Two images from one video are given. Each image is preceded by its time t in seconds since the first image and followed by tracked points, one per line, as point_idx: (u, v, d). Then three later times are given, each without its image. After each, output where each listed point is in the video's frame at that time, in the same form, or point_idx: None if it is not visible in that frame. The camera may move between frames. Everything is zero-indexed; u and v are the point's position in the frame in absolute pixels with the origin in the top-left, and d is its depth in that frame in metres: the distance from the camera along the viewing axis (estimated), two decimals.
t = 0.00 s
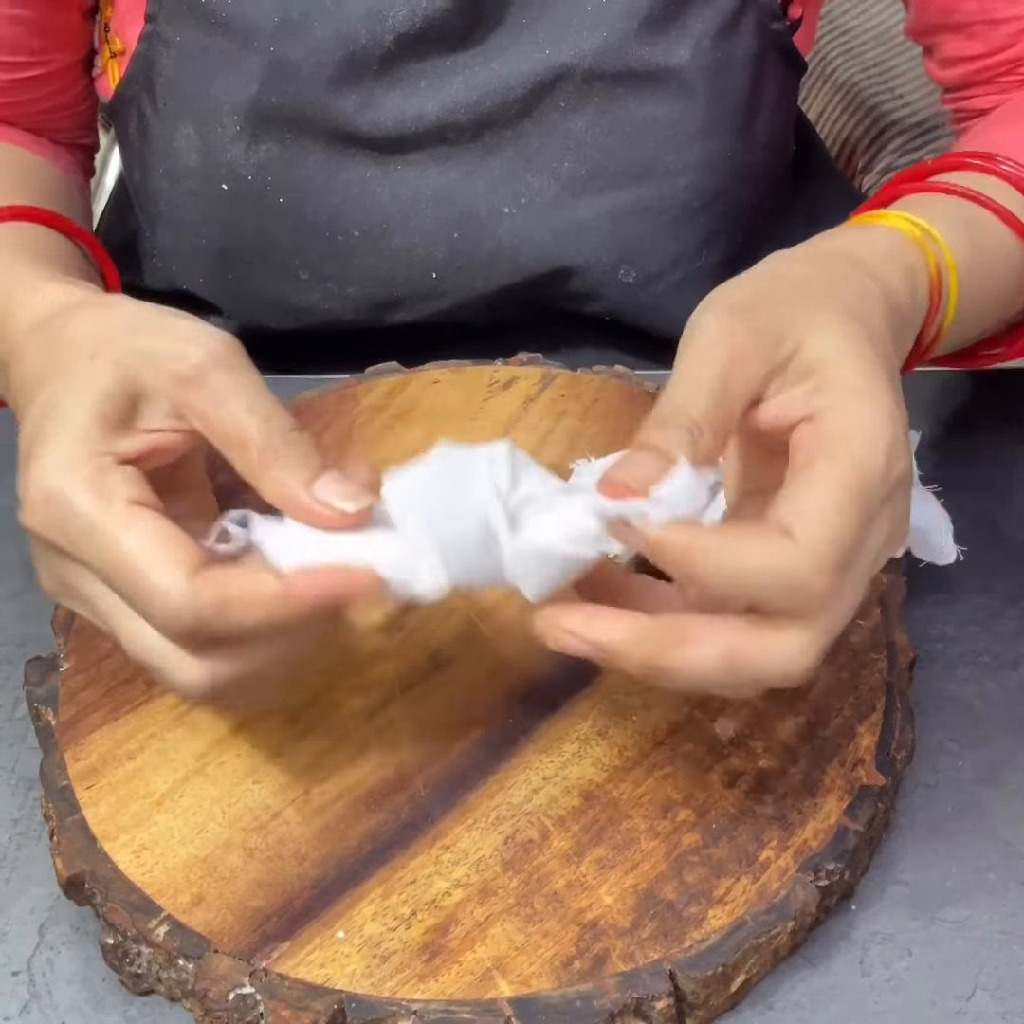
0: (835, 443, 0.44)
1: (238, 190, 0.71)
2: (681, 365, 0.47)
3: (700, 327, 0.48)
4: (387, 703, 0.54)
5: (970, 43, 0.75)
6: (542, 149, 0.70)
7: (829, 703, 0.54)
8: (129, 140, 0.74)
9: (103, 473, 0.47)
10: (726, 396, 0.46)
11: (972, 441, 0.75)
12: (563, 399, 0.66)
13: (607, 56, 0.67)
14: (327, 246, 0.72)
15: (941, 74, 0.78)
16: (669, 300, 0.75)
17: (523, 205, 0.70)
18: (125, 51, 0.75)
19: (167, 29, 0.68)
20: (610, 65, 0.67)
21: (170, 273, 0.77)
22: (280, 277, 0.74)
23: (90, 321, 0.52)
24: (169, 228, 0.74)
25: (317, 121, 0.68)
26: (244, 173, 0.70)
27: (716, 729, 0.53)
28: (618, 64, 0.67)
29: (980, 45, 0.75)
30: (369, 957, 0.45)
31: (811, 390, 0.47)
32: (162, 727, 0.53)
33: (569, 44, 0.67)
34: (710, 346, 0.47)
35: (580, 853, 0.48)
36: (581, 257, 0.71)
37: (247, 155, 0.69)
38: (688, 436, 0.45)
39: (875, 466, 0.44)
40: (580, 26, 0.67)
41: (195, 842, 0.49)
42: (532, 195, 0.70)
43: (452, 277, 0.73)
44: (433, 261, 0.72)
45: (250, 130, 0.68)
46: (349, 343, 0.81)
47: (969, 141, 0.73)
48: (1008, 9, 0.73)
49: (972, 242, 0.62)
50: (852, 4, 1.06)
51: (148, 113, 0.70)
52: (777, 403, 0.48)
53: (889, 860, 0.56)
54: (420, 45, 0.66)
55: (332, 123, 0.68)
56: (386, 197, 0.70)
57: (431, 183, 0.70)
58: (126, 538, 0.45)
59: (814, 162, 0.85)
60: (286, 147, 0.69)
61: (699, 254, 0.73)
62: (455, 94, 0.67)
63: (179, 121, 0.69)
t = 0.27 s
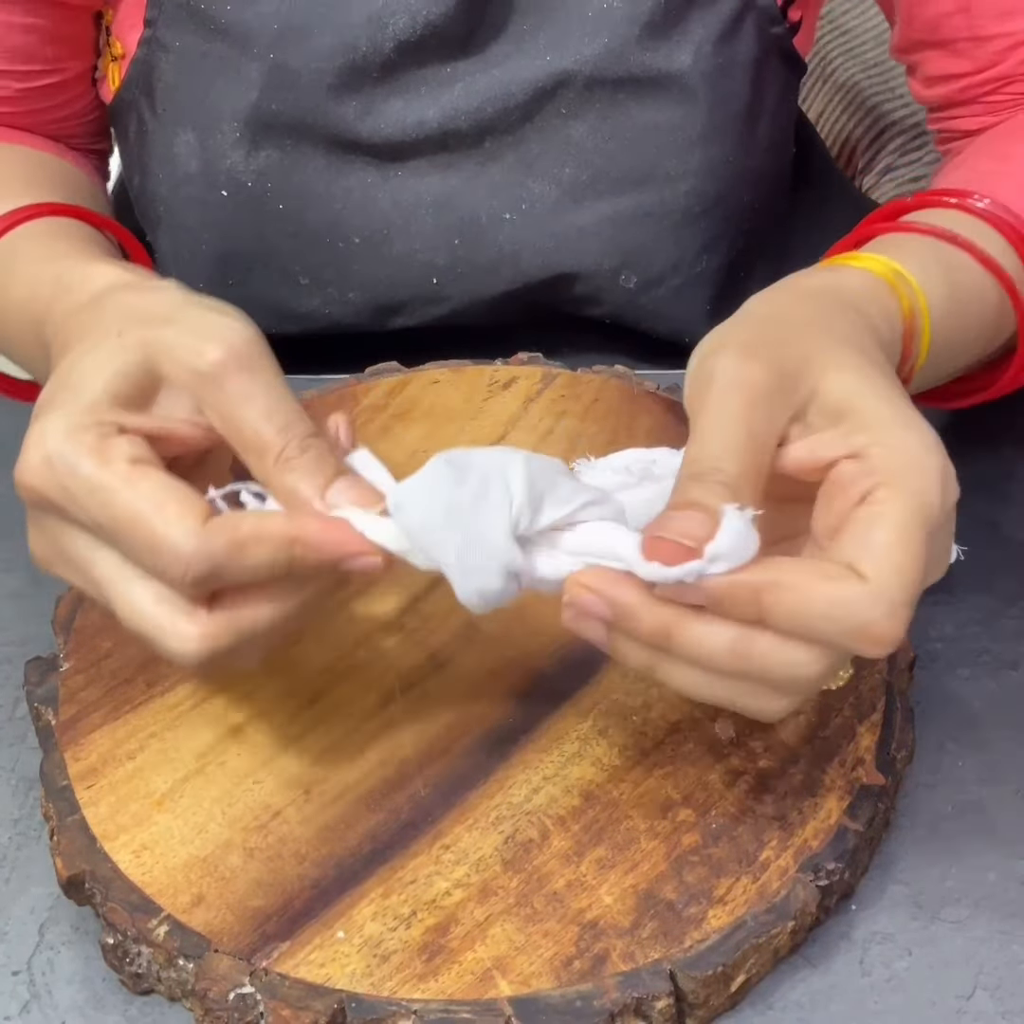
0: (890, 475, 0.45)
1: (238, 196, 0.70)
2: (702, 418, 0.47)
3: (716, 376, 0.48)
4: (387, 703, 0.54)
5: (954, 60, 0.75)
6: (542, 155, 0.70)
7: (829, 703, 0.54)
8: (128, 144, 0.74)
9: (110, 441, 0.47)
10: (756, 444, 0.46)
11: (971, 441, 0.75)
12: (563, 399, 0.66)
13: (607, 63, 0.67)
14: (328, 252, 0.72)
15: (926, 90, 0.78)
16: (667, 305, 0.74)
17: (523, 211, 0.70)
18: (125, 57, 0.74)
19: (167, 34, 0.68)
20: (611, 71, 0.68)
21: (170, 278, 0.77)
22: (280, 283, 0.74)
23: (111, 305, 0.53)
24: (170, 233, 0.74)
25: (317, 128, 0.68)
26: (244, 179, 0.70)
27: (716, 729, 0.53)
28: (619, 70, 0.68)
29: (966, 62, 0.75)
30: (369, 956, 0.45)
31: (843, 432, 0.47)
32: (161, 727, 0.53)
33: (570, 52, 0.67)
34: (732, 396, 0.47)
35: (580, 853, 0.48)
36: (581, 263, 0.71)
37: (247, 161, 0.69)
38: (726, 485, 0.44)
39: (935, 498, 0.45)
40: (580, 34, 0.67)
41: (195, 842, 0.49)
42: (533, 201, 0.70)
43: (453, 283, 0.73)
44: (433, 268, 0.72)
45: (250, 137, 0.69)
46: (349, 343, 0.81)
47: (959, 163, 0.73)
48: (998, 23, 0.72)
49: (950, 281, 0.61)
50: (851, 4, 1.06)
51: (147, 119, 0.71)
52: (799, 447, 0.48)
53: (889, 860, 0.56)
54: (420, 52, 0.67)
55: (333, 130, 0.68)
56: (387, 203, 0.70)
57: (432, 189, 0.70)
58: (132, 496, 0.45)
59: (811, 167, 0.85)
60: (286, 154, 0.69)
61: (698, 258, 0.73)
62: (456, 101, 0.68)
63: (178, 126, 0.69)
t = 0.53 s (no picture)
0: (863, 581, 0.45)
1: (235, 195, 0.70)
2: (679, 494, 0.46)
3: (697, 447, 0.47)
4: (387, 703, 0.54)
5: (941, 70, 0.74)
6: (540, 156, 0.70)
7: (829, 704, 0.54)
8: (125, 144, 0.74)
9: (54, 486, 0.47)
10: (733, 516, 0.45)
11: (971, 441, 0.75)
12: (563, 399, 0.66)
13: (606, 64, 0.68)
14: (325, 253, 0.72)
15: (916, 101, 0.77)
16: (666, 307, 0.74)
17: (522, 212, 0.70)
18: (120, 56, 0.75)
19: (165, 34, 0.69)
20: (609, 74, 0.68)
21: (167, 278, 0.77)
22: (278, 283, 0.74)
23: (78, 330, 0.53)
24: (167, 233, 0.74)
25: (315, 129, 0.68)
26: (241, 178, 0.70)
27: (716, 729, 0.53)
28: (617, 72, 0.68)
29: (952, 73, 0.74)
30: (369, 956, 0.45)
31: (825, 511, 0.47)
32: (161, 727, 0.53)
33: (569, 53, 0.67)
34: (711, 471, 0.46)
35: (580, 853, 0.48)
36: (580, 264, 0.71)
37: (245, 161, 0.69)
38: (699, 568, 0.44)
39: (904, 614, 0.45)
40: (579, 36, 0.67)
41: (195, 842, 0.49)
42: (531, 202, 0.70)
43: (450, 284, 0.72)
44: (431, 269, 0.72)
45: (247, 136, 0.69)
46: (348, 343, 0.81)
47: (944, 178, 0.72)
48: (979, 35, 0.72)
49: (922, 320, 0.60)
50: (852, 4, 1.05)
51: (145, 118, 0.71)
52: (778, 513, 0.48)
53: (889, 860, 0.56)
54: (419, 53, 0.67)
55: (331, 130, 0.68)
56: (385, 204, 0.70)
57: (430, 191, 0.70)
58: (75, 546, 0.45)
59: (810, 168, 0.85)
60: (283, 154, 0.69)
61: (698, 260, 0.73)
62: (454, 103, 0.68)
63: (176, 125, 0.70)
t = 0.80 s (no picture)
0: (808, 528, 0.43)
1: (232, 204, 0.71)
2: (638, 391, 0.44)
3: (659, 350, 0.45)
4: (387, 703, 0.54)
5: (949, 62, 0.74)
6: (537, 163, 0.70)
7: (828, 703, 0.54)
8: (123, 152, 0.74)
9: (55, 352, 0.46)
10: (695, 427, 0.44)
11: (970, 442, 0.75)
12: (563, 399, 0.66)
13: (601, 71, 0.67)
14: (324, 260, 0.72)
15: (926, 91, 0.77)
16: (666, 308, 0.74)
17: (519, 217, 0.70)
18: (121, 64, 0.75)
19: (161, 43, 0.68)
20: (605, 79, 0.68)
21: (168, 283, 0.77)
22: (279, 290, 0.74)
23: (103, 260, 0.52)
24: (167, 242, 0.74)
25: (311, 137, 0.68)
26: (239, 187, 0.70)
27: (716, 729, 0.53)
28: (613, 78, 0.68)
29: (959, 64, 0.74)
30: (369, 956, 0.45)
31: (789, 439, 0.45)
32: (161, 727, 0.53)
33: (565, 59, 0.67)
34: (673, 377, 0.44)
35: (580, 853, 0.48)
36: (578, 269, 0.71)
37: (242, 171, 0.70)
38: (638, 469, 0.42)
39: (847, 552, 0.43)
40: (574, 41, 0.67)
41: (195, 841, 0.49)
42: (529, 207, 0.70)
43: (449, 289, 0.72)
44: (430, 274, 0.72)
45: (244, 146, 0.69)
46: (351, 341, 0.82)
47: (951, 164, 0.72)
48: (989, 25, 0.72)
49: (943, 250, 0.61)
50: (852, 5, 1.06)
51: (141, 127, 0.71)
52: (748, 438, 0.47)
53: (889, 861, 0.56)
54: (414, 61, 0.67)
55: (327, 139, 0.68)
56: (383, 209, 0.70)
57: (428, 197, 0.70)
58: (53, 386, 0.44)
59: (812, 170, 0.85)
60: (281, 163, 0.70)
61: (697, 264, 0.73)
62: (449, 111, 0.68)
63: (172, 134, 0.70)
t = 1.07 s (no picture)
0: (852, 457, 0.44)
1: (233, 223, 0.70)
2: (659, 336, 0.44)
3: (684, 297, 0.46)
4: (387, 703, 0.54)
5: (949, 78, 0.74)
6: (539, 181, 0.70)
7: (829, 703, 0.54)
8: (124, 169, 0.74)
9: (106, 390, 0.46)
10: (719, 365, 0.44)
11: (970, 442, 0.75)
12: (563, 400, 0.66)
13: (602, 91, 0.68)
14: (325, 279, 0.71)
15: (920, 106, 0.77)
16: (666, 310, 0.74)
17: (521, 235, 0.70)
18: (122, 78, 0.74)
19: (162, 63, 0.68)
20: (607, 98, 0.68)
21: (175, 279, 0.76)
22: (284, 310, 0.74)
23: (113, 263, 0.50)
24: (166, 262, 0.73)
25: (311, 158, 0.68)
26: (240, 207, 0.69)
27: (716, 729, 0.53)
28: (614, 96, 0.68)
29: (959, 81, 0.74)
30: (369, 956, 0.45)
31: (809, 371, 0.46)
32: (161, 727, 0.53)
33: (564, 80, 0.68)
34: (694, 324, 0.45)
35: (580, 853, 0.48)
36: (581, 287, 0.71)
37: (243, 191, 0.69)
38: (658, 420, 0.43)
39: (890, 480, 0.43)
40: (574, 63, 0.68)
41: (195, 842, 0.49)
42: (531, 225, 0.70)
43: (450, 310, 0.71)
44: (431, 294, 0.71)
45: (246, 166, 0.68)
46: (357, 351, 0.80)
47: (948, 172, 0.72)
48: (993, 42, 0.72)
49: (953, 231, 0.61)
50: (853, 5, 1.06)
51: (142, 145, 0.71)
52: (771, 378, 0.47)
53: (890, 861, 0.56)
54: (415, 82, 0.67)
55: (329, 161, 0.68)
56: (385, 229, 0.70)
57: (430, 216, 0.70)
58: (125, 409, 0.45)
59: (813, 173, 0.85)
60: (282, 183, 0.69)
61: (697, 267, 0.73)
62: (450, 130, 0.68)
63: (173, 155, 0.69)
